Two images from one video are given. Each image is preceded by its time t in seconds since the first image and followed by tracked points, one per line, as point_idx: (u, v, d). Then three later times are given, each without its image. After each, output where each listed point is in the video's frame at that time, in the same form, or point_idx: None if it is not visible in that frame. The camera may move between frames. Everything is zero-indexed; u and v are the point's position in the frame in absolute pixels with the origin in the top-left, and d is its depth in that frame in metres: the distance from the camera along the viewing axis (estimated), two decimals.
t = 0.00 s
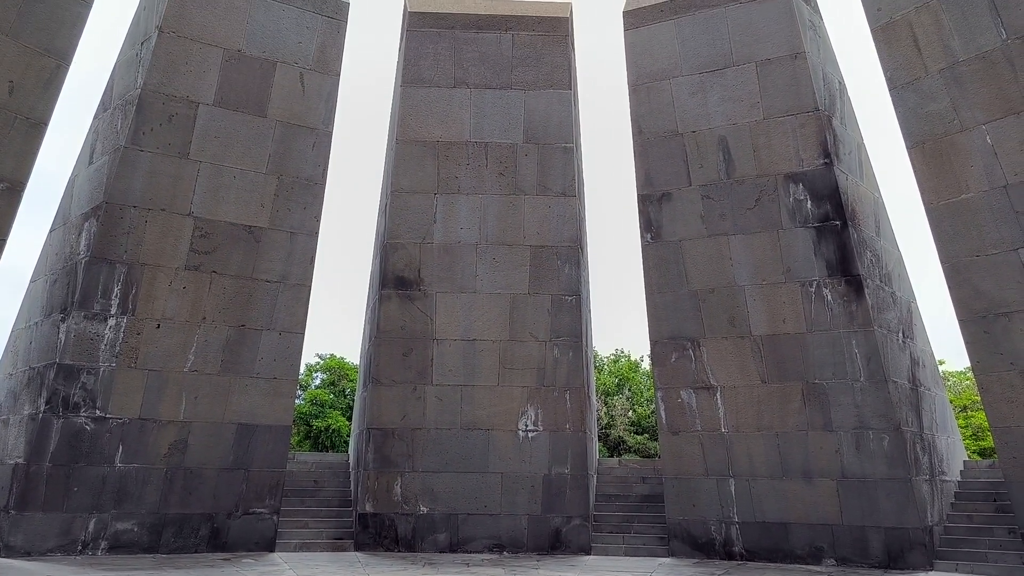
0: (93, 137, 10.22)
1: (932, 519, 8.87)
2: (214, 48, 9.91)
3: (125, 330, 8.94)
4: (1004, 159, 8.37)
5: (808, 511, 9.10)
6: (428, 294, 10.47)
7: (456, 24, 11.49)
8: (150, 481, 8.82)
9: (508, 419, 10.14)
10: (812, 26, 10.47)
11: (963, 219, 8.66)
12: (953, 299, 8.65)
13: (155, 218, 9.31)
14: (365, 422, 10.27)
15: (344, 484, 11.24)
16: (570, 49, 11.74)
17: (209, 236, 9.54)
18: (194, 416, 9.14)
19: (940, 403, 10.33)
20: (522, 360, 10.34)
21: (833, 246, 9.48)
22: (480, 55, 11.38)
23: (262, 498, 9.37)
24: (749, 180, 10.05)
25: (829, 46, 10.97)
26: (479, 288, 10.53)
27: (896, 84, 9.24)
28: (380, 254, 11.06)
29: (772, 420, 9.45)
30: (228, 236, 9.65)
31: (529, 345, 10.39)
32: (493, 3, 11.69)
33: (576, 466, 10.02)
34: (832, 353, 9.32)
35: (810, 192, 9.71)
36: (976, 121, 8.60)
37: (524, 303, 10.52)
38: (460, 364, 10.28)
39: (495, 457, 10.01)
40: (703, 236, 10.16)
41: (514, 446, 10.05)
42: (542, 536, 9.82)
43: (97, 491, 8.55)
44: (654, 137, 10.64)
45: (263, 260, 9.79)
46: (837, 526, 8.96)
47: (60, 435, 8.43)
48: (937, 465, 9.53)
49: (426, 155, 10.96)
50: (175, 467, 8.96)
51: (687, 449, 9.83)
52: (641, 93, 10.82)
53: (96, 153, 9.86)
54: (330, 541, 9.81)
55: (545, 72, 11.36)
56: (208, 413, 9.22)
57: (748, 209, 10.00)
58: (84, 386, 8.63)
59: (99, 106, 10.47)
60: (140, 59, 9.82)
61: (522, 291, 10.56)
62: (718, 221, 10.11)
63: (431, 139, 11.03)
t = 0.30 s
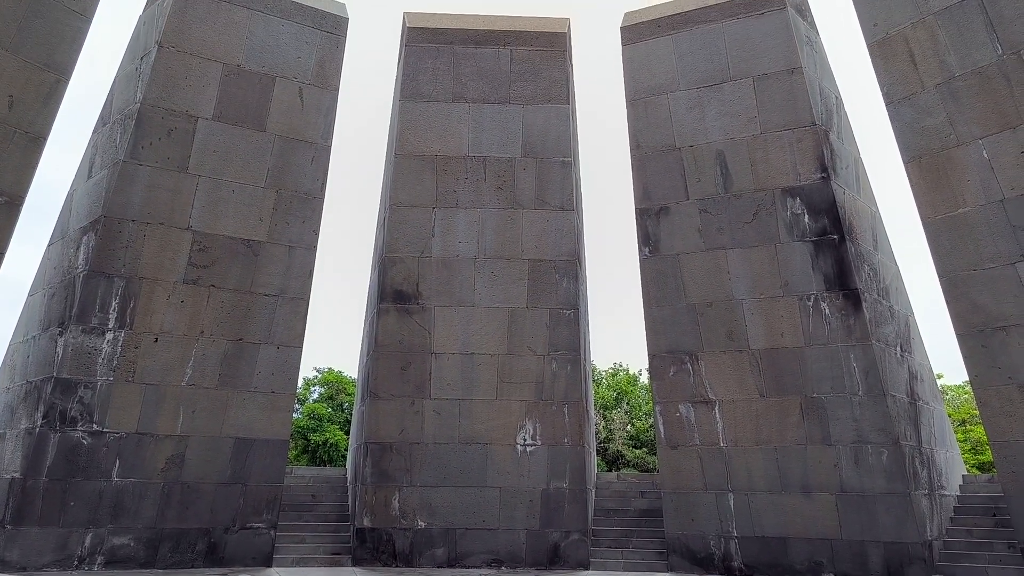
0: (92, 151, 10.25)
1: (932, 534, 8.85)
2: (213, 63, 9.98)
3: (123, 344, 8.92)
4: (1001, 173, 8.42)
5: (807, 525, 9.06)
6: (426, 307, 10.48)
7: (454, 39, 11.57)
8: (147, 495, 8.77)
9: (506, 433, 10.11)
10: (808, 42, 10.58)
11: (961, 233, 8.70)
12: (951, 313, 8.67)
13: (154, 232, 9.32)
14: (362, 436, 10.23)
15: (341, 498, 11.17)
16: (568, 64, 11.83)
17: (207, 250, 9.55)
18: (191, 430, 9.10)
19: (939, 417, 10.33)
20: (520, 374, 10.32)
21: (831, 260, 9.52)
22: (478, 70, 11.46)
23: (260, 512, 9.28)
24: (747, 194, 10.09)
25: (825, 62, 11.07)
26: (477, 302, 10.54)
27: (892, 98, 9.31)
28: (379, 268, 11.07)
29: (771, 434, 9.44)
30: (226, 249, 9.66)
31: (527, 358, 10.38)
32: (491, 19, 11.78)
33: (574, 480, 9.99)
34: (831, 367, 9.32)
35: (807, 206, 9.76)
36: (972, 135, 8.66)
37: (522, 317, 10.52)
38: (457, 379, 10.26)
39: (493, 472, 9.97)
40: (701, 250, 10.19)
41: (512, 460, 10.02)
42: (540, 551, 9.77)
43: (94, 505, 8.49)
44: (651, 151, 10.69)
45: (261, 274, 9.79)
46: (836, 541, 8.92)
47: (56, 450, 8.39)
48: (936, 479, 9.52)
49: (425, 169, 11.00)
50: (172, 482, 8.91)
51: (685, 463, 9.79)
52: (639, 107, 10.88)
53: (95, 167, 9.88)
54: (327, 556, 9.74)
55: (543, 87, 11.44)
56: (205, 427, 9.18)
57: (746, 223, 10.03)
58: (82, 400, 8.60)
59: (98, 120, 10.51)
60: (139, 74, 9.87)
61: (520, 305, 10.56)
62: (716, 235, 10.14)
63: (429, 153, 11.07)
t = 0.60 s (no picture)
0: (90, 167, 10.28)
1: (931, 550, 8.81)
2: (212, 79, 10.03)
3: (120, 359, 8.89)
4: (997, 189, 8.48)
5: (807, 542, 9.02)
6: (424, 322, 10.47)
7: (453, 56, 11.65)
8: (143, 511, 8.71)
9: (504, 449, 10.08)
10: (804, 59, 10.67)
11: (957, 248, 8.74)
12: (948, 328, 8.69)
13: (152, 247, 9.32)
14: (360, 452, 10.18)
15: (338, 515, 11.09)
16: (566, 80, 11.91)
17: (205, 265, 9.55)
18: (188, 445, 9.06)
19: (937, 433, 10.33)
20: (518, 390, 10.30)
21: (828, 275, 9.55)
22: (477, 86, 11.53)
23: (256, 529, 9.21)
24: (744, 210, 10.14)
25: (822, 78, 11.16)
26: (475, 317, 10.54)
27: (888, 115, 9.39)
28: (377, 283, 11.07)
29: (769, 450, 9.42)
30: (224, 265, 9.66)
31: (526, 374, 10.36)
32: (490, 35, 11.87)
33: (572, 496, 9.94)
34: (829, 382, 9.33)
35: (804, 221, 9.81)
36: (968, 152, 8.73)
37: (520, 332, 10.52)
38: (455, 394, 10.24)
39: (490, 488, 9.93)
40: (699, 265, 10.21)
41: (510, 476, 9.98)
42: (538, 567, 9.71)
43: (90, 522, 8.43)
44: (649, 167, 10.73)
45: (259, 289, 9.79)
46: (835, 557, 8.89)
47: (53, 465, 8.34)
48: (935, 495, 9.50)
49: (424, 184, 11.04)
50: (168, 498, 8.85)
51: (684, 479, 9.75)
52: (636, 123, 10.94)
53: (93, 182, 9.90)
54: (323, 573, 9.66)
55: (541, 103, 11.51)
56: (202, 442, 9.13)
57: (743, 238, 10.07)
58: (78, 416, 8.56)
59: (96, 136, 10.55)
60: (139, 90, 9.92)
61: (518, 320, 10.57)
62: (714, 251, 10.17)
63: (428, 169, 11.11)
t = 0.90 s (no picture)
0: (89, 182, 10.30)
1: (931, 566, 8.78)
2: (211, 95, 10.08)
3: (117, 374, 8.87)
4: (994, 205, 8.53)
5: (806, 558, 8.98)
6: (422, 337, 10.46)
7: (452, 72, 11.72)
8: (140, 527, 8.64)
9: (502, 464, 10.04)
10: (801, 75, 10.76)
11: (955, 264, 8.77)
12: (947, 344, 8.70)
13: (150, 261, 9.33)
14: (357, 467, 10.13)
15: (335, 531, 11.01)
16: (564, 96, 11.98)
17: (203, 280, 9.55)
18: (185, 461, 9.01)
19: (936, 448, 10.31)
20: (516, 405, 10.28)
21: (826, 290, 9.58)
22: (476, 102, 11.59)
23: (253, 545, 9.15)
24: (742, 225, 10.18)
25: (819, 95, 11.24)
26: (473, 332, 10.54)
27: (885, 131, 9.46)
28: (375, 298, 11.07)
29: (768, 465, 9.39)
30: (223, 279, 9.66)
31: (524, 389, 10.34)
32: (488, 51, 11.95)
33: (571, 512, 9.89)
34: (827, 397, 9.33)
35: (802, 237, 9.84)
36: (965, 167, 8.79)
37: (519, 347, 10.51)
38: (453, 409, 10.21)
39: (488, 503, 9.88)
40: (697, 280, 10.23)
41: (508, 492, 9.94)
42: None
43: (86, 537, 8.36)
44: (647, 182, 10.77)
45: (257, 304, 9.78)
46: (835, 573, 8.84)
47: (49, 481, 8.29)
48: (934, 511, 9.47)
49: (422, 199, 11.07)
50: (165, 514, 8.79)
51: (683, 495, 9.71)
52: (634, 138, 10.99)
53: (92, 197, 9.92)
54: None
55: (540, 119, 11.57)
56: (199, 457, 9.09)
57: (741, 253, 10.10)
58: (75, 431, 8.52)
59: (95, 151, 10.58)
60: (138, 105, 9.97)
61: (516, 335, 10.56)
62: (712, 266, 10.20)
63: (426, 183, 11.15)
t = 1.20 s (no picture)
0: (87, 198, 10.32)
1: None
2: (210, 111, 10.13)
3: (114, 390, 8.84)
4: (990, 221, 8.59)
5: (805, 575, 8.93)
6: (419, 352, 10.45)
7: (450, 88, 11.79)
8: (136, 544, 8.58)
9: (500, 480, 10.00)
10: (798, 92, 10.85)
11: (951, 280, 8.81)
12: (944, 359, 8.72)
13: (148, 276, 9.32)
14: (354, 483, 10.08)
15: (331, 548, 10.93)
16: (562, 112, 12.06)
17: (201, 295, 9.55)
18: (182, 477, 8.96)
19: (935, 464, 10.29)
20: (514, 421, 10.25)
21: (824, 306, 9.61)
22: (474, 118, 11.67)
23: (249, 562, 9.07)
24: (739, 241, 10.23)
25: (815, 111, 11.33)
26: (471, 347, 10.53)
27: (881, 147, 9.53)
28: (373, 313, 11.06)
29: (766, 481, 9.37)
30: (220, 295, 9.66)
31: (521, 405, 10.33)
32: (486, 68, 12.04)
33: (569, 529, 9.84)
34: (825, 413, 9.32)
35: (799, 252, 9.89)
36: (961, 184, 8.85)
37: (516, 362, 10.50)
38: (451, 425, 10.18)
39: (486, 520, 9.83)
40: (695, 296, 10.26)
41: (506, 508, 9.89)
42: None
43: (81, 554, 8.30)
44: (644, 198, 10.82)
45: (254, 319, 9.77)
46: None
47: (44, 497, 8.24)
48: (933, 527, 9.44)
49: (420, 215, 11.10)
50: (161, 530, 8.72)
51: (681, 511, 9.66)
52: (632, 155, 11.05)
53: (90, 212, 9.94)
54: None
55: (537, 134, 11.64)
56: (195, 474, 9.03)
57: (738, 269, 10.14)
58: (71, 446, 8.48)
59: (94, 166, 10.61)
60: (137, 121, 10.01)
61: (514, 350, 10.56)
62: (709, 281, 10.23)
63: (424, 199, 11.19)
